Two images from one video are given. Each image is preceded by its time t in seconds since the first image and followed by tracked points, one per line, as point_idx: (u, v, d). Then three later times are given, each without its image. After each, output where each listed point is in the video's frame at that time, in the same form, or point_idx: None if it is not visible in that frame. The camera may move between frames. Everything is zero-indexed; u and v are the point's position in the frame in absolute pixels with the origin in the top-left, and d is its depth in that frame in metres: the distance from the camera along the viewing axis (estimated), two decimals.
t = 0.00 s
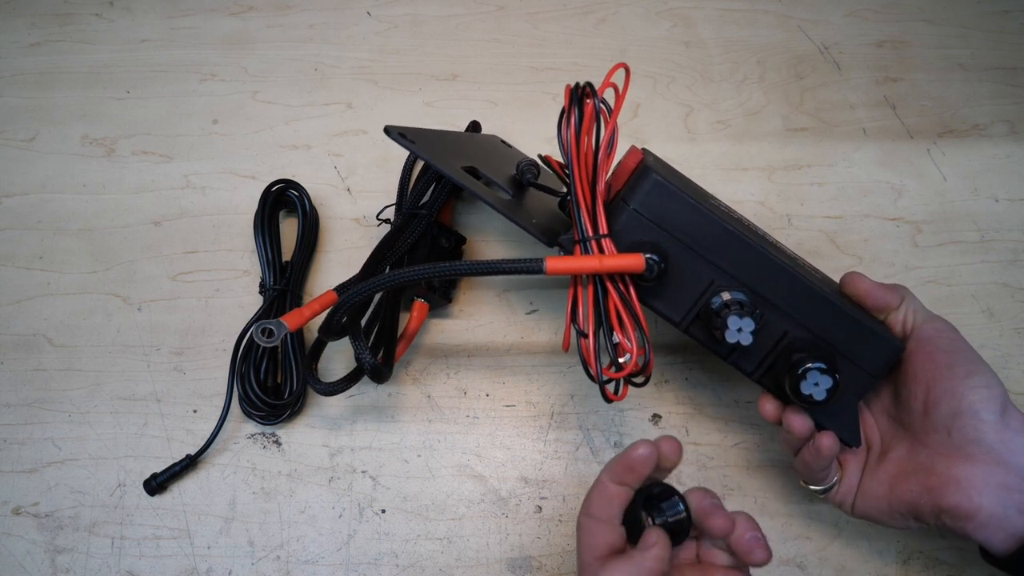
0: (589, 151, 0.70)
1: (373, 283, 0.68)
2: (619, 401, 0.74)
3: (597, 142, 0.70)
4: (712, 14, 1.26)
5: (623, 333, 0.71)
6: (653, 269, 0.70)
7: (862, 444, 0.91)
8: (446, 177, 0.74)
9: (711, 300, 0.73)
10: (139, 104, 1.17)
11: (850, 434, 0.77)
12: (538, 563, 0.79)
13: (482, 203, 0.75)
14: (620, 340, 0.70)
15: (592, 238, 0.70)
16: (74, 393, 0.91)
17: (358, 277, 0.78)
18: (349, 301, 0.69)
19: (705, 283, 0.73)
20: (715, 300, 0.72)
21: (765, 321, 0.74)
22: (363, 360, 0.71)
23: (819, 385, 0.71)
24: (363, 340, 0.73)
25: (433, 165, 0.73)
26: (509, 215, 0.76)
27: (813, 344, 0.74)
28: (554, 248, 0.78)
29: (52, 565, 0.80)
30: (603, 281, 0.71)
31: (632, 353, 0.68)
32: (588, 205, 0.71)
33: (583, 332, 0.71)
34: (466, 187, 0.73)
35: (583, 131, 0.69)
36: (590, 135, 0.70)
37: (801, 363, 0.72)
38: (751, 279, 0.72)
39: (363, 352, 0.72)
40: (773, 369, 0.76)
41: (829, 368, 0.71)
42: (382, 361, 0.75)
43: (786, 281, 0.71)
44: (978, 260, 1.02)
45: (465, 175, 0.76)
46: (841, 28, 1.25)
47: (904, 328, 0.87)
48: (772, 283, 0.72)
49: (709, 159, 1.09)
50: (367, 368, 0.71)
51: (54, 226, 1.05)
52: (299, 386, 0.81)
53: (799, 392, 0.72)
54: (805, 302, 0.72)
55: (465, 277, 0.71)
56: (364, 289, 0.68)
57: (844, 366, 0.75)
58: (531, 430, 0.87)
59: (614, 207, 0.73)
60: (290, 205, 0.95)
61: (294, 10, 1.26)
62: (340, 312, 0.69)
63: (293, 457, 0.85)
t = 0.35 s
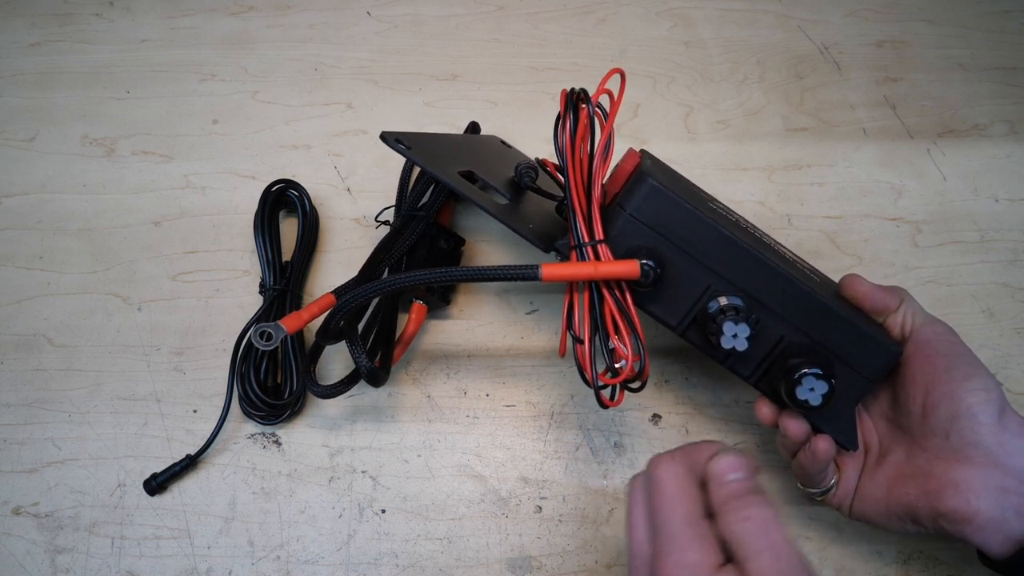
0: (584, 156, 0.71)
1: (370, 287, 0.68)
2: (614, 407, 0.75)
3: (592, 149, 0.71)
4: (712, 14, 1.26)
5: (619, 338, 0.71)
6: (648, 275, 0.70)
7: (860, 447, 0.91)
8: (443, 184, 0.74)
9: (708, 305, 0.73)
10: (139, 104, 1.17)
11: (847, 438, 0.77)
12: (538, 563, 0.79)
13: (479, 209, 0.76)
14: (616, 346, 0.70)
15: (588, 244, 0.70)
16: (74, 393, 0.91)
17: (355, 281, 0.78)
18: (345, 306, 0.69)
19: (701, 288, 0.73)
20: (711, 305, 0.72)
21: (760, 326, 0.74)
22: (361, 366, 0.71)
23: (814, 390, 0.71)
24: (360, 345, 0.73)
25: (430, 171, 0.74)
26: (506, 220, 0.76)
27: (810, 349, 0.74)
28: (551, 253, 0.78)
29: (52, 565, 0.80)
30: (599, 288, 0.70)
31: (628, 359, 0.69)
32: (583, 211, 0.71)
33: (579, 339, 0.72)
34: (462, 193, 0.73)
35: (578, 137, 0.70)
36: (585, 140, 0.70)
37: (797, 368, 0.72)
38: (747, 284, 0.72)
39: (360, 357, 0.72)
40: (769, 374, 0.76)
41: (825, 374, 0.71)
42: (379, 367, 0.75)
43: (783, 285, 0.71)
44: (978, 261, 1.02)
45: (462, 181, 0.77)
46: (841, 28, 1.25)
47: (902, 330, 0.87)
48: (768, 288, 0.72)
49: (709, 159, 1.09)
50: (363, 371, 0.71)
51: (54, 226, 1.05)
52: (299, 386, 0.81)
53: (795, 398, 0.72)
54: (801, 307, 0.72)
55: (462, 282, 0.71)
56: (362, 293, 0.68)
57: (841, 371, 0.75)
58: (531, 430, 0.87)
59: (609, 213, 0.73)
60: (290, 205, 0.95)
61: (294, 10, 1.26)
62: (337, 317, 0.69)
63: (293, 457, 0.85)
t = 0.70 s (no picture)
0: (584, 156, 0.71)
1: (371, 290, 0.68)
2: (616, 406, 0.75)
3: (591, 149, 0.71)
4: (712, 14, 1.26)
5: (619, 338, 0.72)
6: (649, 275, 0.70)
7: (861, 446, 0.91)
8: (444, 184, 0.74)
9: (708, 305, 0.73)
10: (139, 104, 1.17)
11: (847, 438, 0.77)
12: (538, 563, 0.79)
13: (479, 209, 0.76)
14: (616, 346, 0.70)
15: (588, 244, 0.70)
16: (74, 393, 0.91)
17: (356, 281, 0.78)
18: (347, 308, 0.69)
19: (700, 287, 0.73)
20: (712, 305, 0.72)
21: (761, 325, 0.74)
22: (362, 367, 0.71)
23: (815, 390, 0.71)
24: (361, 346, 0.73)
25: (431, 171, 0.74)
26: (507, 220, 0.76)
27: (811, 348, 0.74)
28: (552, 253, 0.78)
29: (52, 565, 0.80)
30: (599, 288, 0.70)
31: (628, 359, 0.70)
32: (583, 211, 0.71)
33: (579, 339, 0.72)
34: (462, 192, 0.74)
35: (578, 137, 0.70)
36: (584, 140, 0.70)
37: (797, 368, 0.72)
38: (748, 283, 0.72)
39: (361, 358, 0.72)
40: (770, 374, 0.76)
41: (825, 373, 0.71)
42: (381, 368, 0.75)
43: (784, 285, 0.71)
44: (978, 261, 1.02)
45: (462, 180, 0.77)
46: (841, 28, 1.25)
47: (903, 330, 0.87)
48: (768, 287, 0.72)
49: (709, 159, 1.09)
50: (365, 374, 0.71)
51: (54, 226, 1.05)
52: (299, 386, 0.81)
53: (796, 397, 0.72)
54: (801, 306, 0.72)
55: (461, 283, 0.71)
56: (363, 296, 0.68)
57: (842, 370, 0.75)
58: (531, 430, 0.87)
59: (609, 213, 0.73)
60: (290, 205, 0.95)
61: (294, 10, 1.26)
62: (338, 319, 0.69)
63: (293, 457, 0.85)
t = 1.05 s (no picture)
0: (589, 152, 0.71)
1: (372, 281, 0.68)
2: (618, 402, 0.75)
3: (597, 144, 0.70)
4: (712, 14, 1.26)
5: (622, 333, 0.71)
6: (653, 270, 0.70)
7: (863, 444, 0.91)
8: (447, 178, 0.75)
9: (711, 301, 0.73)
10: (139, 104, 1.17)
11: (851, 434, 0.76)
12: (538, 563, 0.79)
13: (482, 204, 0.76)
14: (619, 340, 0.70)
15: (592, 239, 0.70)
16: (74, 393, 0.91)
17: (358, 276, 0.78)
18: (349, 300, 0.69)
19: (703, 283, 0.73)
20: (715, 301, 0.72)
21: (764, 322, 0.74)
22: (362, 361, 0.71)
23: (819, 385, 0.71)
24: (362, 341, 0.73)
25: (433, 165, 0.74)
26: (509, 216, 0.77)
27: (814, 345, 0.74)
28: (554, 248, 0.78)
29: (52, 565, 0.80)
30: (603, 282, 0.71)
31: (631, 353, 0.69)
32: (588, 207, 0.71)
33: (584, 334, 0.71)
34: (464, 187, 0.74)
35: (583, 131, 0.70)
36: (589, 136, 0.70)
37: (801, 364, 0.72)
38: (750, 280, 0.72)
39: (362, 352, 0.72)
40: (773, 370, 0.76)
41: (829, 369, 0.71)
42: (381, 362, 0.75)
43: (786, 282, 0.71)
44: (978, 261, 1.02)
45: (464, 176, 0.77)
46: (841, 28, 1.25)
47: (904, 328, 0.87)
48: (771, 284, 0.72)
49: (709, 159, 1.09)
50: (364, 366, 0.71)
51: (54, 226, 1.05)
52: (299, 386, 0.81)
53: (799, 394, 0.72)
54: (804, 304, 0.72)
55: (462, 277, 0.71)
56: (364, 287, 0.68)
57: (844, 367, 0.75)
58: (531, 430, 0.87)
59: (612, 210, 0.73)
60: (290, 205, 0.95)
61: (294, 10, 1.26)
62: (339, 311, 0.69)
63: (293, 457, 0.85)
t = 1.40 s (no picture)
0: (587, 153, 0.71)
1: (371, 284, 0.68)
2: (617, 403, 0.75)
3: (595, 145, 0.70)
4: (712, 14, 1.26)
5: (621, 335, 0.71)
6: (651, 272, 0.70)
7: (862, 445, 0.91)
8: (446, 180, 0.74)
9: (710, 303, 0.73)
10: (139, 104, 1.17)
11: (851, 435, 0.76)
12: (538, 563, 0.79)
13: (480, 206, 0.75)
14: (618, 343, 0.70)
15: (590, 241, 0.70)
16: (74, 393, 0.91)
17: (357, 278, 0.78)
18: (348, 302, 0.69)
19: (702, 284, 0.73)
20: (714, 302, 0.72)
21: (763, 322, 0.74)
22: (362, 363, 0.71)
23: (817, 387, 0.71)
24: (362, 343, 0.73)
25: (431, 167, 0.74)
26: (509, 218, 0.77)
27: (813, 346, 0.74)
28: (553, 250, 0.78)
29: (52, 565, 0.80)
30: (601, 285, 0.70)
31: (630, 355, 0.69)
32: (586, 209, 0.71)
33: (581, 336, 0.72)
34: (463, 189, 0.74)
35: (581, 133, 0.70)
36: (587, 137, 0.70)
37: (799, 365, 0.72)
38: (748, 281, 0.72)
39: (361, 354, 0.72)
40: (772, 371, 0.76)
41: (827, 371, 0.71)
42: (380, 364, 0.75)
43: (785, 283, 0.71)
44: (978, 260, 1.02)
45: (463, 177, 0.77)
46: (841, 28, 1.25)
47: (903, 328, 0.87)
48: (769, 285, 0.72)
49: (710, 159, 1.09)
50: (363, 369, 0.71)
51: (54, 226, 1.05)
52: (299, 386, 0.81)
53: (798, 395, 0.72)
54: (803, 305, 0.72)
55: (461, 279, 0.71)
56: (363, 290, 0.68)
57: (843, 368, 0.75)
58: (531, 430, 0.87)
59: (611, 211, 0.73)
60: (290, 205, 0.95)
61: (294, 10, 1.26)
62: (337, 314, 0.69)
63: (293, 457, 0.85)
